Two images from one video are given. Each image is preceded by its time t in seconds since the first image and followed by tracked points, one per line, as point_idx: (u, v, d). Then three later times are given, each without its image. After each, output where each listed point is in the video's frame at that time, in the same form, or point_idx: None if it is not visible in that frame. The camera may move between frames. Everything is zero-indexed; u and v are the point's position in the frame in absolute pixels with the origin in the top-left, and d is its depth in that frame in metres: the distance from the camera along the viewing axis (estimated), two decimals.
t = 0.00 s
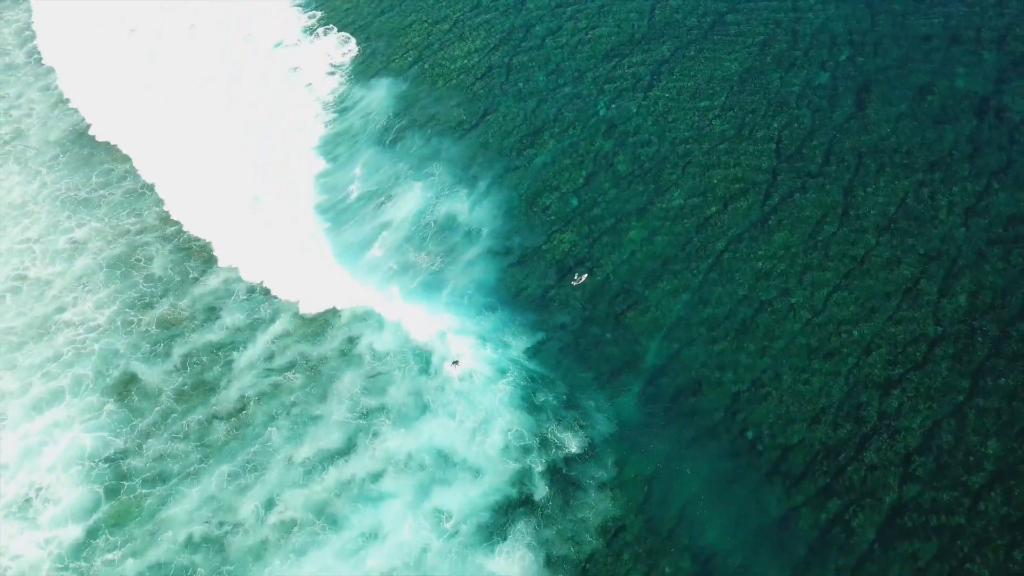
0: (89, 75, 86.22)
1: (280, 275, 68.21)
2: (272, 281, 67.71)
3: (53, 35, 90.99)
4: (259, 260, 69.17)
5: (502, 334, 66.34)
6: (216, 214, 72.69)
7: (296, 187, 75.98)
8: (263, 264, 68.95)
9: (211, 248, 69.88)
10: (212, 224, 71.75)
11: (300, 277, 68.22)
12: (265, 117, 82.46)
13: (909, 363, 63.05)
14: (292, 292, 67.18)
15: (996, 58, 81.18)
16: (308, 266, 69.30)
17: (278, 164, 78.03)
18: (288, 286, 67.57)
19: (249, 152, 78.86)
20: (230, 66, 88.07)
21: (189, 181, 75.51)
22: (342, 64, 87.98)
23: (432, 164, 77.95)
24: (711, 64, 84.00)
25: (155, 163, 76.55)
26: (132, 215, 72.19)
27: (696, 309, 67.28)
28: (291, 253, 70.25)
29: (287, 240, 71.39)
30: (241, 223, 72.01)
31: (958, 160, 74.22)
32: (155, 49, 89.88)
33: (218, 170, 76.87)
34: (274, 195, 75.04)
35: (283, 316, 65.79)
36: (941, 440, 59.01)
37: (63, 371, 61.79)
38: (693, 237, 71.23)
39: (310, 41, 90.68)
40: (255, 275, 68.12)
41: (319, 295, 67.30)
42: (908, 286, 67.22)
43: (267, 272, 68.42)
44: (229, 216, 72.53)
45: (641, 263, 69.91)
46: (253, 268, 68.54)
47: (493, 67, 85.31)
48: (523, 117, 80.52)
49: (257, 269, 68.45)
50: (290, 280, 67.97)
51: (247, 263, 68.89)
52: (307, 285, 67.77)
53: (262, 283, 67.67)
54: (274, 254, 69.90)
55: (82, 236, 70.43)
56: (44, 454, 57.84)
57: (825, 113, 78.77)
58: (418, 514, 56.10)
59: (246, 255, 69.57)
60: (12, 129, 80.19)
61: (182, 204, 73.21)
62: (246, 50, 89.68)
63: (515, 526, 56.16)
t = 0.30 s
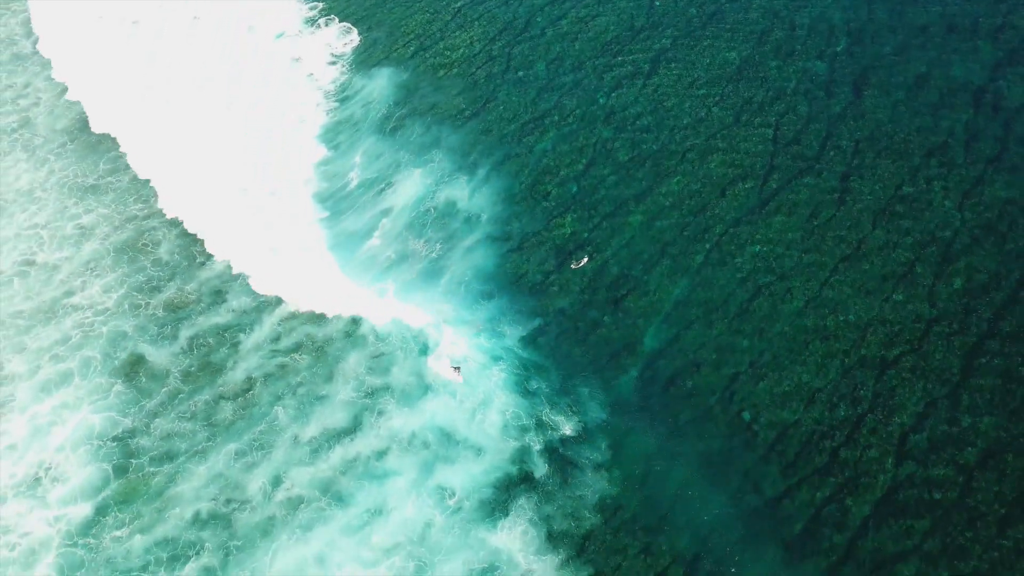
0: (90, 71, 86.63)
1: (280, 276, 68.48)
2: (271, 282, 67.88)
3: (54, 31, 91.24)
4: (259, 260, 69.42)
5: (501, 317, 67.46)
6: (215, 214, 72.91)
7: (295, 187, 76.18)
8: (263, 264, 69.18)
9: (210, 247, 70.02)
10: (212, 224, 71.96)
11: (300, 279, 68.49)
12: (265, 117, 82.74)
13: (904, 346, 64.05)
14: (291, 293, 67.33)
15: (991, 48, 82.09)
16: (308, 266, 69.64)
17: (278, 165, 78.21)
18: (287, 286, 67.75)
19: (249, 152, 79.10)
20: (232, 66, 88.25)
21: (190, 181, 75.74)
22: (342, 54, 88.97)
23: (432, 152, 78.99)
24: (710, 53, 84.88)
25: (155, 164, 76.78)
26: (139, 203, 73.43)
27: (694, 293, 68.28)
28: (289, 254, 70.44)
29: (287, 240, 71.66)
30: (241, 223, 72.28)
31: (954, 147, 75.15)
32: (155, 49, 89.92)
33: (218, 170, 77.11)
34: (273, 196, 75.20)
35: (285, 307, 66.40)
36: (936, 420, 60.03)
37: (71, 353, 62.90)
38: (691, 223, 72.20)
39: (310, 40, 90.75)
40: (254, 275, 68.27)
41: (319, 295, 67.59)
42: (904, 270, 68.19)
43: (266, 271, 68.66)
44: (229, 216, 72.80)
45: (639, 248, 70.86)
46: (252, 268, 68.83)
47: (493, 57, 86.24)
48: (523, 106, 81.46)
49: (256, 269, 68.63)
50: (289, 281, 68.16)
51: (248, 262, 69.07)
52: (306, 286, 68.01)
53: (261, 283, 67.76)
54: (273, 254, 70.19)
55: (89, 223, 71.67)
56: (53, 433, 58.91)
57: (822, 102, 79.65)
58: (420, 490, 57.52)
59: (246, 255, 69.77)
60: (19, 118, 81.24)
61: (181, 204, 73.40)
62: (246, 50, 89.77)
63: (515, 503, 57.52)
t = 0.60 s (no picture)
0: (93, 68, 86.89)
1: (279, 277, 68.45)
2: (269, 283, 67.86)
3: (56, 27, 91.39)
4: (258, 261, 69.51)
5: (501, 301, 68.48)
6: (215, 214, 72.97)
7: (294, 187, 76.21)
8: (262, 265, 69.22)
9: (213, 244, 70.54)
10: (211, 224, 72.01)
11: (299, 279, 68.53)
12: (265, 117, 82.76)
13: (899, 329, 64.97)
14: (290, 294, 67.32)
15: (987, 39, 82.92)
16: (308, 266, 69.71)
17: (278, 165, 78.28)
18: (286, 287, 67.77)
19: (249, 153, 79.14)
20: (232, 66, 88.05)
21: (190, 182, 75.78)
22: (343, 44, 89.81)
23: (432, 139, 79.92)
24: (708, 44, 85.66)
25: (155, 166, 76.88)
26: (146, 190, 74.57)
27: (692, 277, 69.07)
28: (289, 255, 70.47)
29: (287, 239, 71.76)
30: (241, 224, 72.32)
31: (950, 136, 75.98)
32: (155, 48, 89.77)
33: (217, 172, 77.14)
34: (272, 197, 75.25)
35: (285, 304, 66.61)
36: (930, 401, 60.98)
37: (78, 336, 63.94)
38: (690, 209, 73.08)
39: (310, 39, 90.61)
40: (254, 276, 68.24)
41: (318, 295, 67.67)
42: (899, 256, 69.06)
43: (265, 272, 68.65)
44: (229, 218, 72.74)
45: (638, 233, 71.61)
46: (252, 268, 68.82)
47: (494, 47, 87.07)
48: (523, 95, 82.31)
49: (255, 270, 68.61)
50: (288, 283, 68.13)
51: (247, 264, 69.03)
52: (305, 287, 67.99)
53: (259, 283, 67.80)
54: (273, 254, 70.28)
55: (96, 210, 72.75)
56: (62, 414, 59.92)
57: (819, 91, 80.43)
58: (423, 468, 58.61)
59: (245, 255, 69.88)
60: (27, 106, 82.18)
61: (181, 205, 73.55)
62: (246, 49, 89.55)
63: (514, 482, 58.59)
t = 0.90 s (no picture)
0: (94, 64, 86.88)
1: (276, 281, 68.16)
2: (267, 286, 67.62)
3: (56, 23, 91.18)
4: (260, 263, 69.41)
5: (500, 286, 69.45)
6: (214, 215, 72.77)
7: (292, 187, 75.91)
8: (261, 267, 69.05)
9: (217, 233, 71.37)
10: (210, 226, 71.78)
11: (298, 281, 68.40)
12: (264, 117, 82.43)
13: (894, 314, 65.97)
14: (289, 297, 67.16)
15: (983, 30, 83.85)
16: (309, 268, 69.64)
17: (277, 164, 78.04)
18: (285, 290, 67.56)
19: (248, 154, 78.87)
20: (231, 66, 87.57)
21: (195, 173, 76.68)
22: (344, 35, 90.47)
23: (432, 127, 80.81)
24: (707, 34, 86.45)
25: (156, 165, 76.85)
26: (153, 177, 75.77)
27: (690, 262, 69.87)
28: (284, 258, 70.16)
29: (286, 239, 71.70)
30: (240, 225, 72.20)
31: (945, 125, 76.91)
32: (155, 49, 88.99)
33: (216, 174, 76.78)
34: (271, 198, 75.05)
35: (287, 302, 66.86)
36: (925, 384, 61.93)
37: (86, 320, 64.89)
38: (688, 195, 73.91)
39: (309, 39, 90.20)
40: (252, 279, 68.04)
41: (318, 296, 67.66)
42: (895, 242, 70.02)
43: (263, 275, 68.49)
44: (227, 219, 72.45)
45: (637, 220, 72.43)
46: (254, 272, 68.62)
47: (494, 38, 87.87)
48: (524, 85, 83.12)
49: (254, 273, 68.46)
50: (286, 287, 67.85)
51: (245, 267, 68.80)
52: (303, 291, 67.75)
53: (261, 284, 67.78)
54: (271, 256, 70.12)
55: (103, 197, 73.71)
56: (70, 396, 60.77)
57: (816, 81, 81.26)
58: (425, 446, 60.00)
59: (247, 254, 70.03)
60: (34, 96, 82.95)
61: (182, 207, 73.29)
62: (246, 49, 89.01)
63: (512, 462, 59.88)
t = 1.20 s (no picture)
0: (97, 58, 87.37)
1: (275, 283, 67.90)
2: (267, 289, 67.30)
3: (56, 23, 90.92)
4: (259, 262, 69.30)
5: (500, 271, 70.31)
6: (214, 217, 72.61)
7: (292, 190, 75.73)
8: (260, 269, 68.81)
9: (222, 222, 72.26)
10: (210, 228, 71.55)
11: (297, 281, 68.45)
12: (265, 117, 82.25)
13: (889, 299, 66.80)
14: (288, 299, 66.90)
15: (978, 21, 84.56)
16: (309, 268, 69.80)
17: (277, 166, 77.80)
18: (284, 290, 67.49)
19: (248, 156, 78.58)
20: (232, 66, 87.27)
21: (199, 163, 77.54)
22: (345, 26, 91.14)
23: (431, 115, 81.67)
24: (706, 24, 87.08)
25: (156, 163, 76.82)
26: (159, 166, 76.75)
27: (689, 249, 70.58)
28: (283, 261, 69.96)
29: (285, 241, 71.64)
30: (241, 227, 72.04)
31: (941, 114, 77.61)
32: (155, 48, 88.63)
33: (215, 176, 76.45)
34: (271, 200, 74.89)
35: (290, 296, 67.28)
36: (920, 367, 62.77)
37: (94, 304, 65.82)
38: (687, 182, 74.65)
39: (309, 40, 89.95)
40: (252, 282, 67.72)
41: (318, 296, 67.72)
42: (890, 229, 70.83)
43: (263, 277, 68.17)
44: (227, 222, 72.26)
45: (637, 207, 73.08)
46: (251, 276, 68.10)
47: (495, 30, 88.60)
48: (524, 76, 83.87)
49: (253, 275, 68.21)
50: (285, 289, 67.63)
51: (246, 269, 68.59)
52: (303, 294, 67.59)
53: (263, 280, 67.92)
54: (271, 258, 69.91)
55: (110, 184, 74.63)
56: (79, 378, 61.65)
57: (814, 71, 81.97)
58: (427, 426, 61.13)
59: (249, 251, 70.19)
60: (41, 85, 83.82)
61: (181, 208, 73.11)
62: (246, 49, 88.67)
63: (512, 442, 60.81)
